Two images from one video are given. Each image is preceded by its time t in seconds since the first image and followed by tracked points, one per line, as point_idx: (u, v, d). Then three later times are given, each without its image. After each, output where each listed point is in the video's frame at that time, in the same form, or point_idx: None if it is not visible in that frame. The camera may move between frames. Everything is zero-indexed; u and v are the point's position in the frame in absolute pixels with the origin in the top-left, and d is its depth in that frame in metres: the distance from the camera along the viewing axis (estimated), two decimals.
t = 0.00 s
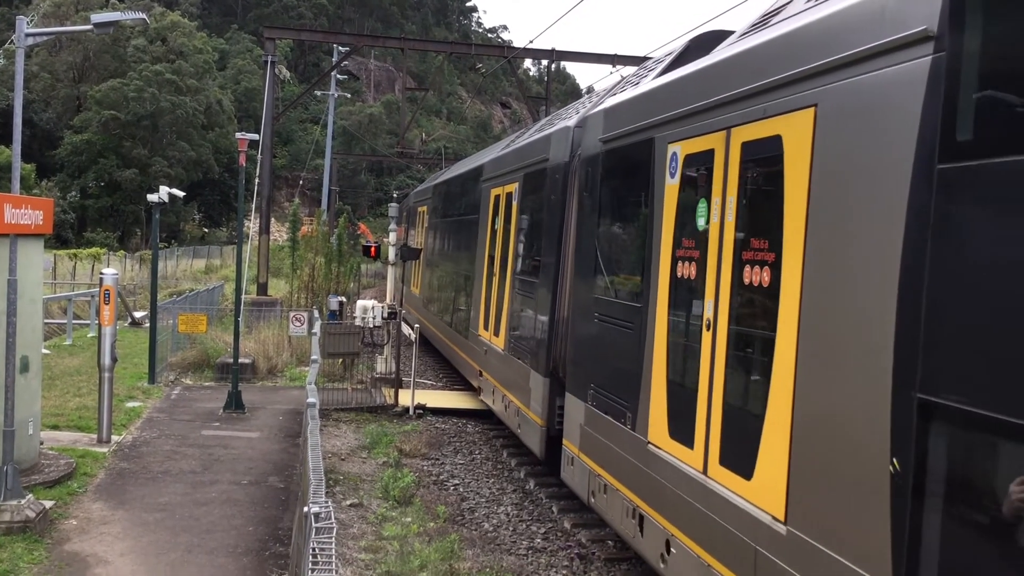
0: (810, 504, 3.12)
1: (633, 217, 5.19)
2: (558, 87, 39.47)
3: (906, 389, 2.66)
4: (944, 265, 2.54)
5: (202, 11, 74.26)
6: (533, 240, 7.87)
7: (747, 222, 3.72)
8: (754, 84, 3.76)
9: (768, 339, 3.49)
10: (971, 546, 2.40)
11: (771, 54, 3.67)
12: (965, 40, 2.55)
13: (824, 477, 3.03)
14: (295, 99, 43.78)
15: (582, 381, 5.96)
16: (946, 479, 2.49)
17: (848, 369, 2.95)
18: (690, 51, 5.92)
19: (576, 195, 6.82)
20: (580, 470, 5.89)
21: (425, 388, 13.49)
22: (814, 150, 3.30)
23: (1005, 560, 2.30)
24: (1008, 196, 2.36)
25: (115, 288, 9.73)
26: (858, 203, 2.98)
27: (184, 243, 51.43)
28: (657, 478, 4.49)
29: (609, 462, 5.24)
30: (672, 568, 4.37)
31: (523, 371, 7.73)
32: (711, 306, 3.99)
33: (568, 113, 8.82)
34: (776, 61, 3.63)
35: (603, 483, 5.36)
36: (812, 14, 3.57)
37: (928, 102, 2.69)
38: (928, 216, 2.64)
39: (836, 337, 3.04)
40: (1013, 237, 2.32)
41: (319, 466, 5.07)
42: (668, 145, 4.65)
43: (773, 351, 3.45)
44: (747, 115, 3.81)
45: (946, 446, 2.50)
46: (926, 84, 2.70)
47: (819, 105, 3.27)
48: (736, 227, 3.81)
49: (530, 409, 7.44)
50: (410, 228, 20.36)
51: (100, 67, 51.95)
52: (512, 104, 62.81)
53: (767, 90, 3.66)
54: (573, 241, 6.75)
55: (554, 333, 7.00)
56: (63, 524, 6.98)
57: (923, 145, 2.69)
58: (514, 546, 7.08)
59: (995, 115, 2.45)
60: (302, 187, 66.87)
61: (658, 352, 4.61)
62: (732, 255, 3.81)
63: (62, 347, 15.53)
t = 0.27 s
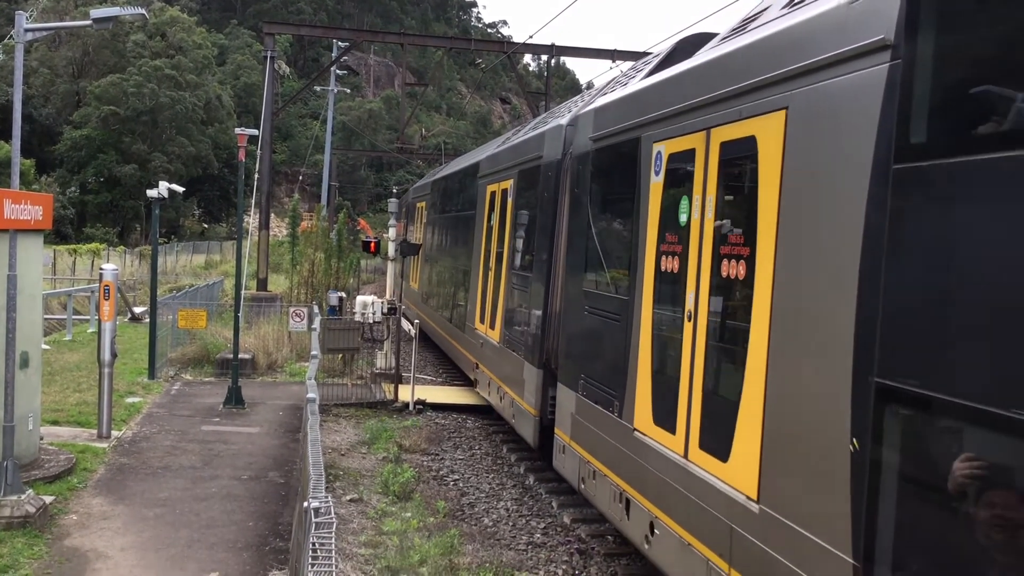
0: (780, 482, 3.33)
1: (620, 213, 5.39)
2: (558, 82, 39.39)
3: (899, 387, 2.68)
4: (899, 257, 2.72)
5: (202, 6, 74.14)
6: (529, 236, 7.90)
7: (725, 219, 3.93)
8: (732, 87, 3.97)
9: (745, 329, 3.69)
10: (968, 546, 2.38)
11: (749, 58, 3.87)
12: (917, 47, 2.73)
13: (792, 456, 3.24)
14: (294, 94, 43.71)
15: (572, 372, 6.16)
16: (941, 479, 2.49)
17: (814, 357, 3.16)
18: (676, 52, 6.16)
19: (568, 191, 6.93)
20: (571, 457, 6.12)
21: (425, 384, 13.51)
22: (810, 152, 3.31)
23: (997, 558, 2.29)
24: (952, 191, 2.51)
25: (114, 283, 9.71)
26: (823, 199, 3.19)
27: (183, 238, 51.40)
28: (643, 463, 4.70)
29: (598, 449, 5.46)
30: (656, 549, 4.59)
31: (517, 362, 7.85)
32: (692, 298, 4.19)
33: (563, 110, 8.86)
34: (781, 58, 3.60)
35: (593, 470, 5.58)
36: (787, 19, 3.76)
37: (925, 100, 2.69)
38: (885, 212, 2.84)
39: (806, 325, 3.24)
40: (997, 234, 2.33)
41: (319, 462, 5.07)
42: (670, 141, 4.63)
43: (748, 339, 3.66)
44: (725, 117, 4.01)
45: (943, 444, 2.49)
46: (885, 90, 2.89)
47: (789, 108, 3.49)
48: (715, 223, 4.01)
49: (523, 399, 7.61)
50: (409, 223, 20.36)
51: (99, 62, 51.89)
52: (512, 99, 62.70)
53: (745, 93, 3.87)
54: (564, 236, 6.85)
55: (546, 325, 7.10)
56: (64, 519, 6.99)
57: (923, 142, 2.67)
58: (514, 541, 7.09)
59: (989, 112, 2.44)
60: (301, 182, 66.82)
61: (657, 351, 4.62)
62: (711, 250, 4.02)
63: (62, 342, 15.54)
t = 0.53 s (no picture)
0: (749, 465, 3.56)
1: (608, 212, 5.62)
2: (557, 80, 39.31)
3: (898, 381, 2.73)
4: (858, 253, 2.96)
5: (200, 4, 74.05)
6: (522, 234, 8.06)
7: (702, 217, 4.16)
8: (708, 92, 4.19)
9: (719, 322, 3.93)
10: (975, 539, 2.41)
11: (723, 64, 4.09)
12: (872, 56, 2.97)
13: (761, 439, 3.47)
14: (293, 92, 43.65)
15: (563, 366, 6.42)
16: (947, 474, 2.53)
17: (781, 345, 3.39)
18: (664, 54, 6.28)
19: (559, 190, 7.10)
20: (561, 447, 6.37)
21: (424, 381, 13.53)
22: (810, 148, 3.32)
23: (977, 544, 2.41)
24: (904, 193, 2.77)
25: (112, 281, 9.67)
26: (788, 199, 3.42)
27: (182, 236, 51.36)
28: (627, 450, 4.94)
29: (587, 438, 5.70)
30: (640, 532, 4.86)
31: (510, 355, 8.06)
32: (673, 292, 4.43)
33: (553, 111, 9.02)
34: (780, 55, 3.60)
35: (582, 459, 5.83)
36: (758, 27, 3.98)
37: (908, 105, 2.82)
38: (843, 211, 3.07)
39: (774, 317, 3.46)
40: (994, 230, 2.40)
41: (317, 460, 5.08)
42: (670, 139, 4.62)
43: (721, 331, 3.90)
44: (702, 120, 4.24)
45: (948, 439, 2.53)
46: (843, 98, 3.12)
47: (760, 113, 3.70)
48: (693, 221, 4.25)
49: (516, 392, 7.81)
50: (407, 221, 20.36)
51: (97, 60, 51.82)
52: (511, 96, 62.61)
53: (719, 98, 4.08)
54: (555, 233, 7.04)
55: (538, 320, 7.31)
56: (63, 518, 6.99)
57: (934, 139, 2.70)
58: (513, 538, 7.10)
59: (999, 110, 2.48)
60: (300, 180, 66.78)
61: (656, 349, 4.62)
62: (690, 246, 4.25)
63: (61, 341, 15.53)
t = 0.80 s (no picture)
0: (720, 447, 3.87)
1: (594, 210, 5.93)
2: (555, 78, 39.31)
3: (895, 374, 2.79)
4: (813, 250, 3.27)
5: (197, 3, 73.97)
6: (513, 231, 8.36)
7: (681, 216, 4.48)
8: (684, 97, 4.50)
9: (695, 316, 4.24)
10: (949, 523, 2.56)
11: (698, 71, 4.39)
12: (828, 64, 3.26)
13: (734, 424, 3.75)
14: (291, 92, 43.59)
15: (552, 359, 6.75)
16: (948, 470, 2.57)
17: (749, 334, 3.69)
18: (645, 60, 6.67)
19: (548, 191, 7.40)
20: (552, 438, 6.71)
21: (424, 380, 13.56)
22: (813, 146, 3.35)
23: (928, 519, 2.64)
24: (851, 195, 3.08)
25: (111, 282, 9.66)
26: (755, 200, 3.73)
27: (181, 236, 51.32)
28: (612, 438, 5.29)
29: (576, 429, 6.04)
30: (624, 516, 5.20)
31: (501, 349, 8.34)
32: (655, 287, 4.75)
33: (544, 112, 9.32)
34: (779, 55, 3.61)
35: (572, 448, 6.17)
36: (729, 37, 4.28)
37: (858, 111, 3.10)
38: (800, 211, 3.38)
39: (744, 310, 3.76)
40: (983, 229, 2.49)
41: (316, 460, 5.07)
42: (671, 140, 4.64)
43: (697, 324, 4.21)
44: (680, 124, 4.55)
45: (949, 434, 2.57)
46: (802, 106, 3.43)
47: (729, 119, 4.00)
48: (673, 220, 4.56)
49: (508, 385, 8.12)
50: (406, 220, 20.40)
51: (95, 60, 51.78)
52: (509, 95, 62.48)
53: (694, 103, 4.39)
54: (545, 233, 7.35)
55: (529, 316, 7.61)
56: (63, 518, 6.99)
57: (935, 137, 2.73)
58: (513, 537, 7.10)
59: (998, 110, 2.51)
60: (298, 179, 66.77)
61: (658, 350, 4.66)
62: (670, 243, 4.57)
63: (60, 341, 15.53)
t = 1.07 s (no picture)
0: (695, 432, 4.22)
1: (582, 209, 6.33)
2: (554, 77, 39.27)
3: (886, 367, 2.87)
4: (776, 250, 3.61)
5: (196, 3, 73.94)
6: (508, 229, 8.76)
7: (661, 215, 4.86)
8: (664, 103, 4.89)
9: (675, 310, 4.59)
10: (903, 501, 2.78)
11: (677, 78, 4.76)
12: (790, 76, 3.63)
13: (713, 416, 4.03)
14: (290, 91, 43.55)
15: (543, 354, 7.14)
16: (894, 446, 2.84)
17: (722, 326, 4.03)
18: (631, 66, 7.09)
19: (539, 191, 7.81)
20: (543, 429, 7.10)
21: (424, 379, 13.57)
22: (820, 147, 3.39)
23: (882, 497, 2.89)
24: (808, 199, 3.41)
25: (110, 281, 9.62)
26: (726, 202, 4.08)
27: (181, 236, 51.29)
28: (600, 427, 5.65)
29: (566, 420, 6.40)
30: (609, 499, 5.61)
31: (497, 344, 8.79)
32: (637, 282, 5.13)
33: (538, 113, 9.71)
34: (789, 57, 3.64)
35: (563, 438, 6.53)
36: (707, 46, 4.65)
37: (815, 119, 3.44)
38: (766, 214, 3.73)
39: (720, 305, 4.07)
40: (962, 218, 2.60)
41: (316, 459, 5.07)
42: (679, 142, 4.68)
43: (676, 317, 4.57)
44: (661, 129, 4.94)
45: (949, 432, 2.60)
46: (766, 114, 3.80)
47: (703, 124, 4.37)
48: (654, 219, 4.95)
49: (503, 378, 8.52)
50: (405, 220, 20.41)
51: (95, 60, 51.76)
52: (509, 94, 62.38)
53: (675, 108, 4.76)
54: (537, 231, 7.78)
55: (523, 310, 8.02)
56: (63, 518, 6.99)
57: (940, 137, 2.75)
58: (513, 535, 7.11)
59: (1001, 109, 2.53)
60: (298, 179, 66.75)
61: (663, 350, 4.71)
62: (651, 240, 4.96)
63: (60, 341, 15.54)
